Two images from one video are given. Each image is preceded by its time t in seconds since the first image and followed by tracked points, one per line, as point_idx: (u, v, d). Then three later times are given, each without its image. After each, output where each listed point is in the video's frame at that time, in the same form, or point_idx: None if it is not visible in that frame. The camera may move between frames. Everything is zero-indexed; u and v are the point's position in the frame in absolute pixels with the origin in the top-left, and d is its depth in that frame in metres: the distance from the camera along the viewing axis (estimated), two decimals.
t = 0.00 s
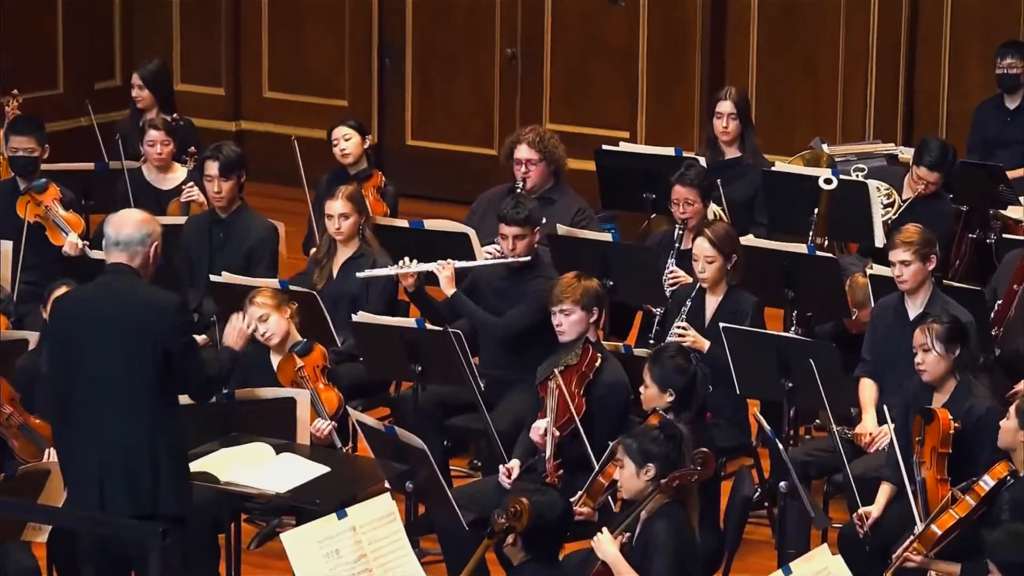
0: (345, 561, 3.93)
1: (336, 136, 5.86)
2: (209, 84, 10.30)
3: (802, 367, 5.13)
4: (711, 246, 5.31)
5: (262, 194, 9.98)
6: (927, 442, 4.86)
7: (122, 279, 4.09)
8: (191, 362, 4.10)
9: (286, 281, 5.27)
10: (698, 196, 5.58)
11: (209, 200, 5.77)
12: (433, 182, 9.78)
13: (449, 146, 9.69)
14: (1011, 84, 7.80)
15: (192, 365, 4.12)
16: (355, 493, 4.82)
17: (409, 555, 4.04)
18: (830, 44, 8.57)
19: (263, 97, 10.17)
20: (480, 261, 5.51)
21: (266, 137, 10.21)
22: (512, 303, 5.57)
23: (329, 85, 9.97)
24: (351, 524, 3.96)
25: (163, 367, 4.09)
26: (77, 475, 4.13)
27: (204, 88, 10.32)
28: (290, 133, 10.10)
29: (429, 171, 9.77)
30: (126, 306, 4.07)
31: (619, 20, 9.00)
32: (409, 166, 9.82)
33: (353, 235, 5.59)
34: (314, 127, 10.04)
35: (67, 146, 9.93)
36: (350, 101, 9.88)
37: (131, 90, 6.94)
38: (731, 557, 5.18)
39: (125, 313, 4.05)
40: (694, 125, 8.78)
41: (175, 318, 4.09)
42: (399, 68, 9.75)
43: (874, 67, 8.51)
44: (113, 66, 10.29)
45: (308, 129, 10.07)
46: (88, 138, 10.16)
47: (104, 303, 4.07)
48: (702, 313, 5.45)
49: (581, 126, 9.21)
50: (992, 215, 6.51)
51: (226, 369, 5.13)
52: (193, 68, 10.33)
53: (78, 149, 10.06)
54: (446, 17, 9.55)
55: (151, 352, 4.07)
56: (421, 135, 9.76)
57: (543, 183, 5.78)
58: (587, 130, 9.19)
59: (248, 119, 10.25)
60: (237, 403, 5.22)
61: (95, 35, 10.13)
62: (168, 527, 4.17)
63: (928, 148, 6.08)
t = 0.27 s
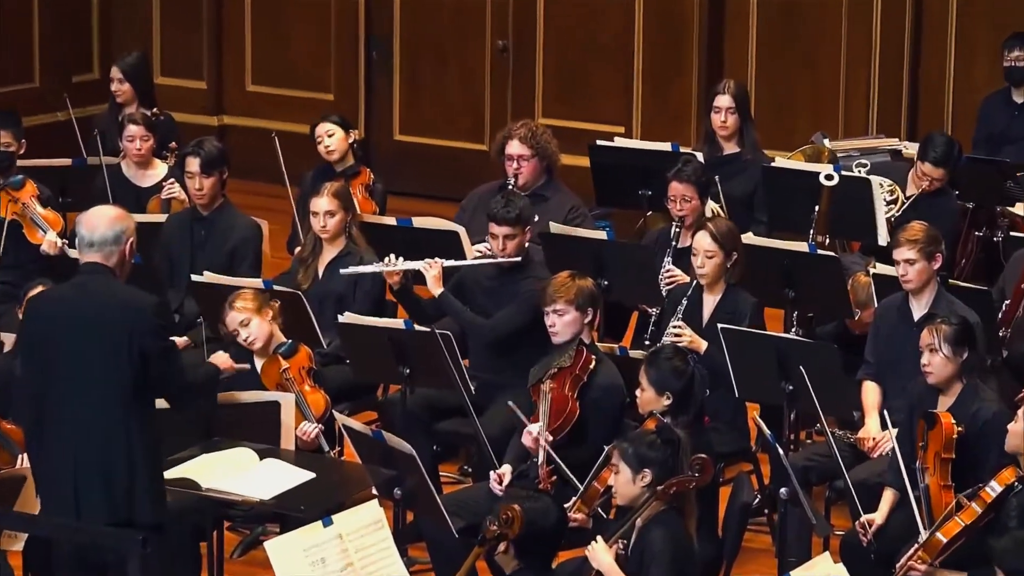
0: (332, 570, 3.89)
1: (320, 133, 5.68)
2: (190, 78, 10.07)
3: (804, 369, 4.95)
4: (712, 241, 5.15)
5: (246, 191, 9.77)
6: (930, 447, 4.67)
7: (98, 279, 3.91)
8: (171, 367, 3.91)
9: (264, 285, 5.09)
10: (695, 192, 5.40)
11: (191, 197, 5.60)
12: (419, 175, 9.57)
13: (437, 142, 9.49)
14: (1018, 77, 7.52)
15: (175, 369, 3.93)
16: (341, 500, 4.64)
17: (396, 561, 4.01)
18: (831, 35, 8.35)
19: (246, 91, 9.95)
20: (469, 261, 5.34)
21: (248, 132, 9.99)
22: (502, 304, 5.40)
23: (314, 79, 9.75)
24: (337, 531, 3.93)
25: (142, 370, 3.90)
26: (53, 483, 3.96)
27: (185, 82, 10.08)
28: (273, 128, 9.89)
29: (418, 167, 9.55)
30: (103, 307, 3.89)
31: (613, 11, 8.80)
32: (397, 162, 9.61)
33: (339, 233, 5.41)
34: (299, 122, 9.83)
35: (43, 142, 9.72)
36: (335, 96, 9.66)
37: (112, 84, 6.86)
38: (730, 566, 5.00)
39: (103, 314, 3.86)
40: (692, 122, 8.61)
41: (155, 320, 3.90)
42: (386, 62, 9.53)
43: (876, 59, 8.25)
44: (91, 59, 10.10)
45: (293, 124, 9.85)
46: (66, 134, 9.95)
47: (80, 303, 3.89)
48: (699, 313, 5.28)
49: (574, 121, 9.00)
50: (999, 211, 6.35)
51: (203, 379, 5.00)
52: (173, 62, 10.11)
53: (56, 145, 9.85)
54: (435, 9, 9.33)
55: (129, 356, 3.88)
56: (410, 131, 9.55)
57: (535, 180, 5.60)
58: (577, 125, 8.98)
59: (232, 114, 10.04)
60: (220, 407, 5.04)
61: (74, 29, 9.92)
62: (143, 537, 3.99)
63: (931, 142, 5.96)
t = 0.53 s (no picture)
0: None
1: (306, 128, 5.56)
2: (170, 70, 9.73)
3: (806, 371, 4.81)
4: (713, 235, 5.03)
5: (228, 187, 9.46)
6: (935, 452, 4.51)
7: (76, 278, 3.80)
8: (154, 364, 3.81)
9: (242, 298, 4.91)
10: (693, 189, 5.26)
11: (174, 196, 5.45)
12: (404, 169, 9.28)
13: (424, 136, 9.19)
14: None
15: (159, 368, 3.83)
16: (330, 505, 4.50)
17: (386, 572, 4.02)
18: (835, 26, 8.02)
19: (229, 84, 9.61)
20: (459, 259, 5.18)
21: (230, 128, 9.67)
22: (492, 305, 5.23)
23: (299, 72, 9.44)
24: (325, 539, 3.95)
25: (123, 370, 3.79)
26: (30, 488, 3.83)
27: (166, 75, 9.74)
28: (253, 122, 9.57)
29: (407, 163, 9.26)
30: (81, 307, 3.78)
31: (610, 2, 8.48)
32: (385, 159, 9.30)
33: (326, 231, 5.26)
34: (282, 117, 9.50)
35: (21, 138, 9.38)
36: (320, 90, 9.36)
37: (93, 77, 6.77)
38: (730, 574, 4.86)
39: (82, 313, 3.76)
40: (689, 115, 8.25)
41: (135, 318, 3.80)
42: (373, 55, 9.22)
43: (879, 52, 7.94)
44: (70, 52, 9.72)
45: (277, 118, 9.51)
46: (43, 128, 9.59)
47: (57, 303, 3.78)
48: (697, 313, 5.14)
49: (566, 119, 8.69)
50: (1005, 210, 6.21)
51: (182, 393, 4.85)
52: (154, 54, 9.76)
53: (33, 142, 9.52)
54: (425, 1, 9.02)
55: (108, 356, 3.77)
56: (398, 128, 9.25)
57: (529, 176, 5.45)
58: (568, 121, 8.67)
59: (214, 109, 9.70)
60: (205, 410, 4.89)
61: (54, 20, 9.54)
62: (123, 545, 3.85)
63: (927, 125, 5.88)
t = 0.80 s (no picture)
0: None
1: (288, 121, 5.39)
2: (147, 62, 9.38)
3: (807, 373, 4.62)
4: (708, 236, 4.84)
5: (206, 183, 9.13)
6: (942, 460, 4.32)
7: (44, 276, 3.71)
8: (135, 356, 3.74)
9: (215, 317, 4.72)
10: (689, 184, 5.06)
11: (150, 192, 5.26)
12: (397, 167, 8.90)
13: (413, 131, 8.82)
14: None
15: (139, 358, 3.76)
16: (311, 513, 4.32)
17: None
18: (837, 15, 7.65)
19: (208, 76, 9.27)
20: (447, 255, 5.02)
21: (208, 122, 9.32)
22: (479, 304, 5.08)
23: (280, 64, 9.07)
24: (307, 549, 3.80)
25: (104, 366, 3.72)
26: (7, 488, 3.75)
27: (144, 67, 9.40)
28: (229, 116, 9.23)
29: (391, 160, 8.90)
30: (53, 304, 3.70)
31: None
32: (368, 155, 8.94)
33: (309, 228, 5.07)
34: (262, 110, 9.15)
35: None
36: (303, 83, 9.00)
37: (69, 69, 6.64)
38: None
39: (60, 310, 3.68)
40: (686, 107, 7.93)
41: (112, 314, 3.72)
42: (358, 46, 8.87)
43: (885, 42, 7.58)
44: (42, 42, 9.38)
45: (258, 112, 9.17)
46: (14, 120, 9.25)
47: (29, 301, 3.70)
48: (695, 314, 4.95)
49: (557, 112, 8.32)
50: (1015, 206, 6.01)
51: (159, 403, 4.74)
52: (129, 45, 9.40)
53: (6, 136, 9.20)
54: None
55: (88, 353, 3.69)
56: (382, 122, 8.89)
57: (519, 171, 5.26)
58: (561, 114, 8.29)
59: (193, 101, 9.37)
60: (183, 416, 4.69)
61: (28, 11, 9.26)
62: (95, 555, 3.69)
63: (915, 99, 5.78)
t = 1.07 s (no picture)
0: None
1: (271, 115, 5.23)
2: (127, 54, 9.12)
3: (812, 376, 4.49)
4: (704, 236, 4.66)
5: (186, 180, 8.87)
6: (948, 466, 4.17)
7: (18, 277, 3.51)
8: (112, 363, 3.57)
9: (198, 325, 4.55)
10: (685, 181, 4.90)
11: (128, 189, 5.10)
12: (389, 167, 8.65)
13: (404, 126, 8.56)
14: None
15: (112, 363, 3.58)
16: (297, 522, 4.14)
17: None
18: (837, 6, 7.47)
19: (188, 70, 9.01)
20: (436, 254, 4.85)
21: (188, 119, 9.04)
22: (468, 305, 4.90)
23: (262, 56, 8.82)
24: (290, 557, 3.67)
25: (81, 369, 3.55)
26: None
27: (123, 60, 9.13)
28: (210, 109, 8.96)
29: (380, 158, 8.65)
30: (30, 306, 3.50)
31: None
32: (353, 149, 8.71)
33: (292, 227, 4.90)
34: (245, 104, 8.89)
35: None
36: (286, 77, 8.76)
37: (45, 61, 6.50)
38: None
39: (37, 313, 3.49)
40: (681, 104, 7.74)
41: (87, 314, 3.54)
42: (342, 37, 8.63)
43: (888, 34, 7.38)
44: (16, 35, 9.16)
45: (238, 105, 8.91)
46: None
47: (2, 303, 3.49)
48: (691, 315, 4.78)
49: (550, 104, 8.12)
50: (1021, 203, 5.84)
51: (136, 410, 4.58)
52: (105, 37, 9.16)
53: None
54: None
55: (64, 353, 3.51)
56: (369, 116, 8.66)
57: (509, 167, 5.09)
58: (563, 112, 8.09)
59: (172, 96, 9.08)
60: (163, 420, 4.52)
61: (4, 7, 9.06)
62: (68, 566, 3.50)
63: (901, 84, 5.60)
